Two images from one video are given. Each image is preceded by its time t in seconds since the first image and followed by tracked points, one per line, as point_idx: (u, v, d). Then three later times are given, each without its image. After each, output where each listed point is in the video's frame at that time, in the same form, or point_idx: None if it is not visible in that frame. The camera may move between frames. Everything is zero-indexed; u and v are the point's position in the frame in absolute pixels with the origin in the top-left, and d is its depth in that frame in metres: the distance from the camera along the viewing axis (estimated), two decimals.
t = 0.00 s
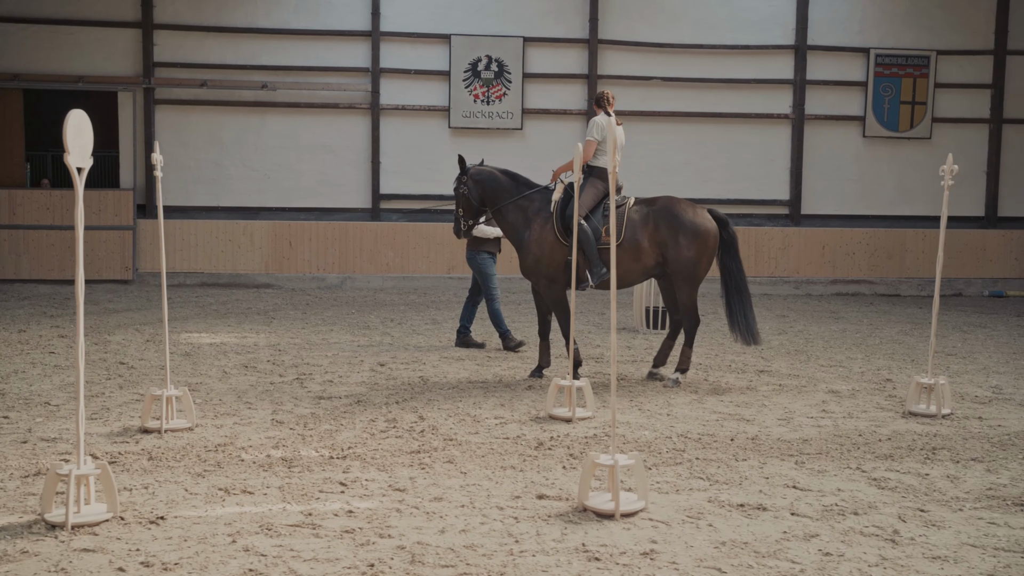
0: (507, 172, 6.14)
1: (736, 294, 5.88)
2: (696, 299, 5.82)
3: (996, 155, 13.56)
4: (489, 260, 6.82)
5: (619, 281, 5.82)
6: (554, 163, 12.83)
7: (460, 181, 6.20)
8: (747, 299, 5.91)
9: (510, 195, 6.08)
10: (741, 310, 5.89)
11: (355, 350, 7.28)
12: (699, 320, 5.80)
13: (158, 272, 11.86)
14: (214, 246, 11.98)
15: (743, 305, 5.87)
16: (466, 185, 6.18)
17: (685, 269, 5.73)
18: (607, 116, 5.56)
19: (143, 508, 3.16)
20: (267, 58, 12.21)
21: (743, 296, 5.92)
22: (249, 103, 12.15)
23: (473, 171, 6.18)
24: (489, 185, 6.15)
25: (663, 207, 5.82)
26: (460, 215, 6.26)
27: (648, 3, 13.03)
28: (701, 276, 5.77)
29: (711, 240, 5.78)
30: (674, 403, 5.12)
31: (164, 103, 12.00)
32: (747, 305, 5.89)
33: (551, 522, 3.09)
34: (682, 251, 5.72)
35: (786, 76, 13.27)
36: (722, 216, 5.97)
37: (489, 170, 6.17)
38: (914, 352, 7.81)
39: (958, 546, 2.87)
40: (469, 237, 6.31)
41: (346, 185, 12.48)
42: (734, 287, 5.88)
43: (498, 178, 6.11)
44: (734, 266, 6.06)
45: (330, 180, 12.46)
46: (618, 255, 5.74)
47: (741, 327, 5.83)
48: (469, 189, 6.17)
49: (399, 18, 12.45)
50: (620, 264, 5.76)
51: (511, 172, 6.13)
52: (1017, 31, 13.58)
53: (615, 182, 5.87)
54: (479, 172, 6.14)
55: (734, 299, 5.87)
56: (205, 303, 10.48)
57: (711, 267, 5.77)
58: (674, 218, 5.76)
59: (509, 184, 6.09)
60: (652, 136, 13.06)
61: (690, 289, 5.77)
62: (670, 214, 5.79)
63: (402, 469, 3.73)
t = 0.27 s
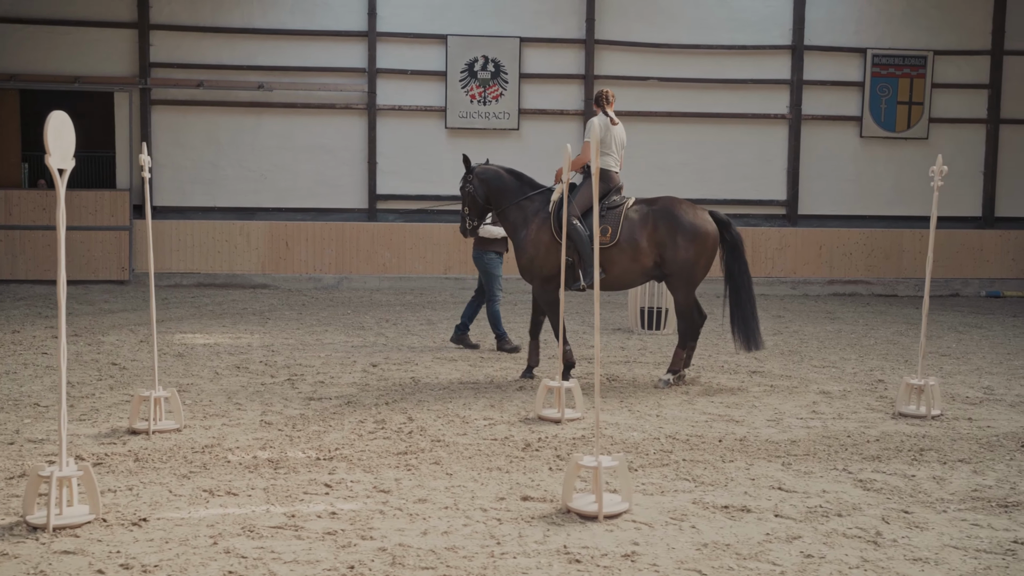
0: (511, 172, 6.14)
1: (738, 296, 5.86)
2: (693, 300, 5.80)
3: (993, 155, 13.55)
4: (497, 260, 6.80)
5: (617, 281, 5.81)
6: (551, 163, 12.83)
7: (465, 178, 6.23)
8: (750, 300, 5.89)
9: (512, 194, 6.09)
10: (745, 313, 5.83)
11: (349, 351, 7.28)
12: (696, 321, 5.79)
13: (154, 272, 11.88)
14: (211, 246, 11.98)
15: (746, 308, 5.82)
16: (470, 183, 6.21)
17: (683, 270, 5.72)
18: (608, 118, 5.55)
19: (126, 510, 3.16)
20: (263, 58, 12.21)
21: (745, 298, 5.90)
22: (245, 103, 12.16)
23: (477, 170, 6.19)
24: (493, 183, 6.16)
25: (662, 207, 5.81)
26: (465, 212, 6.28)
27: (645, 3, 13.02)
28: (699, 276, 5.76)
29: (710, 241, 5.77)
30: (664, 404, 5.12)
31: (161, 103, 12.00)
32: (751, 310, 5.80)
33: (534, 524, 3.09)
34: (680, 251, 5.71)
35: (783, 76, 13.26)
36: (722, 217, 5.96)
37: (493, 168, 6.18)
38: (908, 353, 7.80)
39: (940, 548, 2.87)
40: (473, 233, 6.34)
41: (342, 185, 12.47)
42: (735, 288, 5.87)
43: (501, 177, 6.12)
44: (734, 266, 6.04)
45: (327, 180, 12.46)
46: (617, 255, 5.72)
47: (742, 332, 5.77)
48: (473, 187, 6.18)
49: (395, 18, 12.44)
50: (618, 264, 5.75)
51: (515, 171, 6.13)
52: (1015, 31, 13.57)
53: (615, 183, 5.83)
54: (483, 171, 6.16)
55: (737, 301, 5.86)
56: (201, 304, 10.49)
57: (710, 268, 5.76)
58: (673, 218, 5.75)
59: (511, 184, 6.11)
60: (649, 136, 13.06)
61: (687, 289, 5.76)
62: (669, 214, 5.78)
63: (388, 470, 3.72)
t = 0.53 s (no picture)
0: (515, 172, 6.17)
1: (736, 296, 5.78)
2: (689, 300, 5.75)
3: (991, 156, 13.52)
4: (501, 259, 6.80)
5: (612, 281, 5.78)
6: (547, 162, 12.81)
7: (472, 176, 6.28)
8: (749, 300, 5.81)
9: (514, 194, 6.12)
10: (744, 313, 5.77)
11: (341, 351, 7.27)
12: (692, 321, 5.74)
13: (150, 272, 11.89)
14: (207, 246, 11.98)
15: (744, 308, 5.77)
16: (476, 181, 6.25)
17: (679, 270, 5.66)
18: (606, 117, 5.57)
19: (106, 510, 3.15)
20: (259, 58, 12.19)
21: (745, 298, 5.82)
22: (241, 103, 12.15)
23: (485, 167, 6.24)
24: (498, 181, 6.19)
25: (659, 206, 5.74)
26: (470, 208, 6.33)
27: (642, 3, 12.99)
28: (695, 276, 5.70)
29: (707, 240, 5.69)
30: (653, 404, 5.10)
31: (157, 103, 12.02)
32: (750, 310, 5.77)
33: (515, 525, 3.07)
34: (676, 251, 5.64)
35: (780, 76, 13.24)
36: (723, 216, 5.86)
37: (499, 168, 6.22)
38: (902, 353, 7.78)
39: (922, 550, 2.86)
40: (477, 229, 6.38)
41: (338, 185, 12.46)
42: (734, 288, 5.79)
43: (505, 176, 6.15)
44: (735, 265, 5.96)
45: (323, 180, 12.45)
46: (612, 254, 5.70)
47: (737, 332, 5.74)
48: (479, 184, 6.23)
49: (391, 18, 12.42)
50: (614, 263, 5.72)
51: (520, 170, 6.16)
52: (1013, 31, 13.54)
53: (612, 183, 5.80)
54: (489, 169, 6.20)
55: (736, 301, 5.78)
56: (196, 304, 10.48)
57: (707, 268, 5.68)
58: (669, 217, 5.68)
59: (514, 184, 6.13)
60: (646, 136, 13.04)
61: (683, 289, 5.71)
62: (666, 213, 5.70)
63: (373, 471, 3.71)
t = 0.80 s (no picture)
0: (515, 168, 6.15)
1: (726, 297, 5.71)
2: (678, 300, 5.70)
3: (989, 154, 13.49)
4: (499, 258, 6.75)
5: (600, 279, 5.77)
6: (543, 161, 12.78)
7: (473, 170, 6.28)
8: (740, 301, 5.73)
9: (512, 190, 6.09)
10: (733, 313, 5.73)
11: (332, 349, 7.24)
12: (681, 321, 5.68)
13: (144, 271, 11.87)
14: (202, 245, 11.94)
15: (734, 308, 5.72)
16: (478, 175, 6.25)
17: (667, 270, 5.62)
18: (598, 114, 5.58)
19: (83, 509, 3.12)
20: (254, 56, 12.17)
21: (736, 299, 5.74)
22: (236, 101, 12.13)
23: (487, 162, 6.23)
24: (498, 176, 6.17)
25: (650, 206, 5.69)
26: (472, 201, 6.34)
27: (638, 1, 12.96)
28: (684, 277, 5.64)
29: (697, 241, 5.62)
30: (643, 403, 5.07)
31: (152, 102, 12.00)
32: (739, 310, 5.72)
33: (496, 524, 3.05)
34: (665, 251, 5.59)
35: (777, 74, 13.21)
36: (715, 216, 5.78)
37: (500, 163, 6.20)
38: (896, 352, 7.75)
39: (904, 549, 2.83)
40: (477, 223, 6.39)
41: (334, 184, 12.44)
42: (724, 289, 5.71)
43: (505, 172, 6.13)
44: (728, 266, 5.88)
45: (319, 179, 12.42)
46: (600, 253, 5.68)
47: (725, 330, 5.72)
48: (480, 178, 6.22)
49: (387, 16, 12.40)
50: (602, 262, 5.70)
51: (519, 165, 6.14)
52: (1010, 29, 13.51)
53: (605, 182, 5.77)
54: (490, 163, 6.19)
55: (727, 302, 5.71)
56: (190, 303, 10.46)
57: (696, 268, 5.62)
58: (658, 217, 5.63)
59: (513, 179, 6.11)
60: (643, 135, 13.01)
61: (671, 289, 5.66)
62: (656, 213, 5.66)
63: (356, 470, 3.68)
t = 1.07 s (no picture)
0: (514, 165, 6.09)
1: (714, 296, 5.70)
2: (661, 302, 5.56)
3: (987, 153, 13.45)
4: (500, 257, 6.74)
5: (586, 279, 5.71)
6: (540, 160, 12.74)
7: (472, 166, 6.21)
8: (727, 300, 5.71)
9: (511, 188, 6.05)
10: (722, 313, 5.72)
11: (325, 349, 7.20)
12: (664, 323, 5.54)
13: (140, 270, 11.85)
14: (197, 244, 11.90)
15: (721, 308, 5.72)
16: (477, 171, 6.19)
17: (647, 270, 5.48)
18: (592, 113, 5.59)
19: (63, 510, 3.09)
20: (250, 55, 12.14)
21: (724, 299, 5.71)
22: (232, 100, 12.10)
23: (487, 156, 6.17)
24: (497, 172, 6.12)
25: (634, 203, 5.57)
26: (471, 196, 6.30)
27: None
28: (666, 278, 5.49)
29: (679, 241, 5.47)
30: (634, 403, 5.03)
31: (147, 101, 11.98)
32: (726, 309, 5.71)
33: (479, 526, 3.02)
34: (645, 251, 5.46)
35: (775, 73, 13.17)
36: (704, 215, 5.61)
37: (499, 160, 6.14)
38: (892, 352, 7.71)
39: (892, 552, 2.80)
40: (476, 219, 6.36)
41: (330, 183, 12.41)
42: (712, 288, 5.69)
43: (504, 169, 6.08)
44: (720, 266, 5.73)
45: (314, 177, 12.39)
46: (583, 253, 5.63)
47: (713, 328, 5.70)
48: (479, 173, 6.17)
49: (383, 15, 12.36)
50: (586, 262, 5.65)
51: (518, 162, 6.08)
52: (1008, 28, 13.47)
53: (597, 181, 5.75)
54: (489, 160, 6.13)
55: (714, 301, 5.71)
56: (185, 302, 10.43)
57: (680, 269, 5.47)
58: (640, 216, 5.51)
59: (512, 177, 6.06)
60: (640, 134, 12.98)
61: (653, 291, 5.51)
62: (639, 212, 5.52)
63: (341, 471, 3.65)
